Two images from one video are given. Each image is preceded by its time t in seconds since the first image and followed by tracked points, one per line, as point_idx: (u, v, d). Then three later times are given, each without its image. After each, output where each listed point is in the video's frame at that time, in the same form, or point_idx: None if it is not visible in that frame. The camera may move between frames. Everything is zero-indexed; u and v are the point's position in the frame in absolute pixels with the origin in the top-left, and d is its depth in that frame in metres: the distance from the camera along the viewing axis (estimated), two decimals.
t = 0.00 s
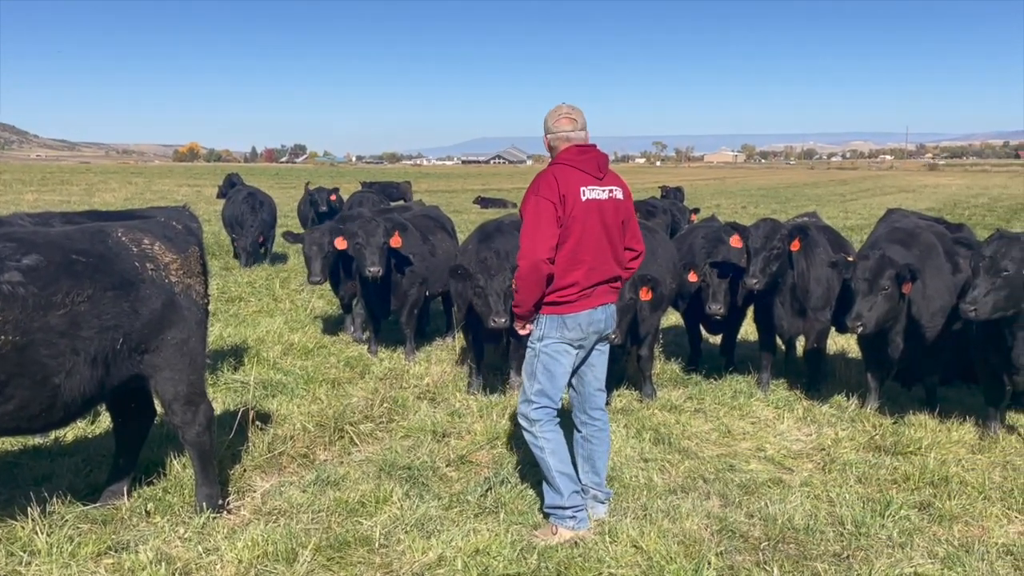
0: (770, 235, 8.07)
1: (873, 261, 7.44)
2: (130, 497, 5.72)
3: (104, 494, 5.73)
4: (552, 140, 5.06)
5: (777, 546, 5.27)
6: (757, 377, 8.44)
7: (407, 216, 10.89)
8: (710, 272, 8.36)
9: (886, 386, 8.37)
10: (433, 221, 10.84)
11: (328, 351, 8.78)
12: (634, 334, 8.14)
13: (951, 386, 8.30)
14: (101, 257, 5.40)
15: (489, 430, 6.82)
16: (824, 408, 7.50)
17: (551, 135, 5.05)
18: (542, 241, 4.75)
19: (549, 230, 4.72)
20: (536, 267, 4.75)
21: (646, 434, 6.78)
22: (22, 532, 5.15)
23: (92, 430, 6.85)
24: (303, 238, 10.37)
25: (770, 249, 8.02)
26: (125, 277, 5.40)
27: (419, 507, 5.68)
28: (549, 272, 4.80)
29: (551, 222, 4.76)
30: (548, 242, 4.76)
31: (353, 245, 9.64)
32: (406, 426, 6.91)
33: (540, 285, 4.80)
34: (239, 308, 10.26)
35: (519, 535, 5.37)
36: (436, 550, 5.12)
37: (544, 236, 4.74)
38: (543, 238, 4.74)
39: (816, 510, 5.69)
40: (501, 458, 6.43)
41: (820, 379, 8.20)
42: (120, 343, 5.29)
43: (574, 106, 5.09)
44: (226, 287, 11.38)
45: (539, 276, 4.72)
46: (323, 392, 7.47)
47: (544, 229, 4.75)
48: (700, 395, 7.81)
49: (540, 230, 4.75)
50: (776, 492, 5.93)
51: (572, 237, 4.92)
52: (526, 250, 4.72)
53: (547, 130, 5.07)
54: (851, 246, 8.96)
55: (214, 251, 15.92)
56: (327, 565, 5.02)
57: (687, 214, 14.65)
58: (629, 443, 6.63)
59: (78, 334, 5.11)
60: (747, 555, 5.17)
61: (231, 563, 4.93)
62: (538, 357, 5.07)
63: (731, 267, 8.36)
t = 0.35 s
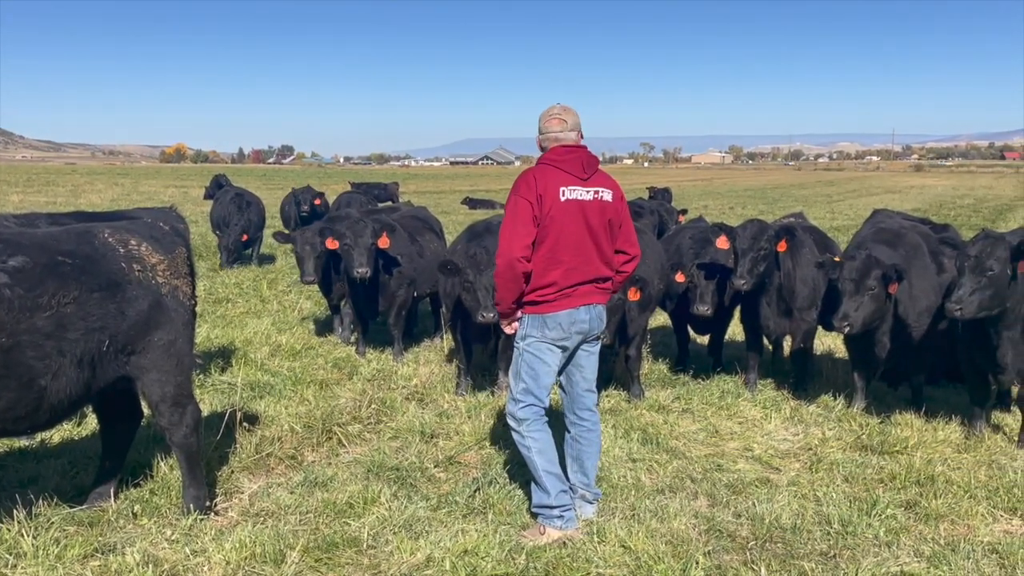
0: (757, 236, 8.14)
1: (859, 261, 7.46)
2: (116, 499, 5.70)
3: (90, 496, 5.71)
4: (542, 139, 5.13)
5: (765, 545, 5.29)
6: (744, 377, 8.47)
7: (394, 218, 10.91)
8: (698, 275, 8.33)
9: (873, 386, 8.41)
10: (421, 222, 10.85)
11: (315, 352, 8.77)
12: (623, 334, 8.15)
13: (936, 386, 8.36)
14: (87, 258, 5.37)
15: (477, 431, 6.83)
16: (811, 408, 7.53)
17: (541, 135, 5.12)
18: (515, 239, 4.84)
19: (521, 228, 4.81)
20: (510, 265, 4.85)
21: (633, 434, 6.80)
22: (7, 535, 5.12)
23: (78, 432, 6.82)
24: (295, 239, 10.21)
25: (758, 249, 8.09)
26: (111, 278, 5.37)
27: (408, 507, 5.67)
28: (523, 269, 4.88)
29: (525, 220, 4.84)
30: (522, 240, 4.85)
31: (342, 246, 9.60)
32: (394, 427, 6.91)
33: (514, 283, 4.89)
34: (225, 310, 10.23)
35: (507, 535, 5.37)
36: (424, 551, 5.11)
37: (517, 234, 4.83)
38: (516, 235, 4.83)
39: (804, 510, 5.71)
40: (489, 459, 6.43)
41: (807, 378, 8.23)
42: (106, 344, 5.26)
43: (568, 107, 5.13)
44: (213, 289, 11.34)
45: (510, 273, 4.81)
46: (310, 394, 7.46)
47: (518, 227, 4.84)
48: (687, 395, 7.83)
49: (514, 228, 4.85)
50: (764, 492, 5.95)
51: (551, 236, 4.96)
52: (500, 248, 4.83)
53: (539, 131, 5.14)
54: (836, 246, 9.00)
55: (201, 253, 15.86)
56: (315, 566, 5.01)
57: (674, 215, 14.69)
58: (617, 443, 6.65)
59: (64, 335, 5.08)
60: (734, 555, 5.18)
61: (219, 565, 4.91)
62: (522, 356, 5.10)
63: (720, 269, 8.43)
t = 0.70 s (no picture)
0: (747, 236, 8.12)
1: (848, 261, 7.47)
2: (106, 501, 5.69)
3: (79, 497, 5.70)
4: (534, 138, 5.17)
5: (755, 544, 5.31)
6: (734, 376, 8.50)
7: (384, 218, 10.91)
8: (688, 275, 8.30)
9: (863, 386, 8.44)
10: (411, 222, 10.86)
11: (306, 353, 8.77)
12: (613, 334, 8.17)
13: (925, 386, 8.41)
14: (76, 259, 5.35)
15: (467, 432, 6.84)
16: (800, 407, 7.56)
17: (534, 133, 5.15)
18: (494, 237, 4.95)
19: (499, 226, 4.91)
20: (488, 262, 4.96)
21: (624, 434, 6.82)
22: None
23: (67, 433, 6.80)
24: (288, 238, 10.05)
25: (748, 250, 8.06)
26: (101, 279, 5.35)
27: (399, 508, 5.67)
28: (501, 267, 4.98)
29: (503, 218, 4.94)
30: (500, 238, 4.95)
31: (333, 247, 9.59)
32: (385, 428, 6.91)
33: (493, 279, 4.99)
34: (215, 310, 10.21)
35: (498, 536, 5.37)
36: (415, 551, 5.11)
37: (495, 231, 4.94)
38: (494, 233, 4.94)
39: (793, 509, 5.73)
40: (480, 459, 6.44)
41: (797, 378, 8.27)
42: (96, 346, 5.23)
43: (563, 108, 5.12)
44: (203, 289, 11.32)
45: (486, 270, 4.93)
46: (301, 395, 7.46)
47: (496, 225, 4.94)
48: (678, 395, 7.86)
49: (493, 226, 4.96)
50: (754, 491, 5.97)
51: (532, 235, 5.02)
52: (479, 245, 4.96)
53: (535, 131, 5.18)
54: (825, 246, 9.03)
55: (190, 254, 15.82)
56: (305, 567, 5.00)
57: (664, 215, 14.71)
58: (607, 443, 6.66)
59: (53, 336, 5.07)
60: (725, 554, 5.20)
61: (209, 566, 4.90)
62: (509, 354, 5.14)
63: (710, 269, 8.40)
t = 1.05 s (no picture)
0: (736, 235, 8.18)
1: (837, 260, 7.50)
2: (96, 502, 5.67)
3: (69, 499, 5.68)
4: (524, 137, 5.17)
5: (744, 543, 5.32)
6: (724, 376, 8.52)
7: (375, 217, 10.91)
8: (678, 275, 8.36)
9: (853, 385, 8.48)
10: (402, 222, 10.86)
11: (296, 353, 8.76)
12: (604, 334, 8.19)
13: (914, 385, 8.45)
14: (65, 259, 5.33)
15: (458, 432, 6.84)
16: (790, 406, 7.58)
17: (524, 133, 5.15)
18: (480, 235, 4.99)
19: (484, 224, 4.95)
20: (474, 260, 5.01)
21: (614, 434, 6.83)
22: None
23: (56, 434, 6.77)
24: (279, 239, 10.06)
25: (737, 249, 8.14)
26: (90, 279, 5.32)
27: (389, 508, 5.67)
28: (487, 266, 5.01)
29: (488, 217, 4.97)
30: (485, 236, 4.98)
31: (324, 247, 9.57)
32: (375, 428, 6.91)
33: (479, 278, 5.02)
34: (205, 310, 10.19)
35: (489, 536, 5.37)
36: (406, 552, 5.11)
37: (480, 230, 4.98)
38: (479, 232, 4.98)
39: (783, 507, 5.75)
40: (471, 459, 6.44)
41: (787, 378, 8.30)
42: (85, 347, 5.21)
43: (553, 107, 5.13)
44: (193, 289, 11.30)
45: (472, 268, 4.96)
46: (291, 395, 7.45)
47: (482, 224, 4.98)
48: (668, 394, 7.88)
49: (479, 225, 5.00)
50: (743, 490, 5.99)
51: (518, 234, 5.03)
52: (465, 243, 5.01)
53: (525, 130, 5.19)
54: (815, 246, 9.04)
55: (182, 253, 15.78)
56: (296, 568, 4.99)
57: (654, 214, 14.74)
58: (598, 443, 6.67)
59: (41, 337, 5.04)
60: (715, 553, 5.21)
61: (199, 567, 4.89)
62: (500, 354, 5.15)
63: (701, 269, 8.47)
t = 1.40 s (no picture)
0: (722, 234, 8.17)
1: (822, 259, 7.52)
2: (80, 503, 5.64)
3: (53, 500, 5.64)
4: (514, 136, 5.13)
5: (731, 541, 5.33)
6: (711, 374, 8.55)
7: (361, 216, 10.89)
8: (664, 274, 8.35)
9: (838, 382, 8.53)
10: (388, 220, 10.85)
11: (282, 353, 8.73)
12: (591, 333, 8.20)
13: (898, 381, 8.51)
14: (48, 259, 5.29)
15: (445, 430, 6.84)
16: (775, 403, 7.61)
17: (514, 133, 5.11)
18: (473, 234, 4.93)
19: (478, 224, 4.89)
20: (467, 259, 4.94)
21: (601, 432, 6.84)
22: None
23: (39, 434, 6.73)
24: (266, 238, 10.04)
25: (723, 248, 8.12)
26: (74, 279, 5.29)
27: (376, 508, 5.66)
28: (480, 265, 4.96)
29: (483, 215, 4.91)
30: (479, 235, 4.92)
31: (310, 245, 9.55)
32: (362, 427, 6.90)
33: (472, 277, 4.97)
34: (191, 310, 10.14)
35: (476, 535, 5.37)
36: (393, 551, 5.10)
37: (474, 229, 4.92)
38: (473, 231, 4.91)
39: (769, 505, 5.77)
40: (458, 458, 6.44)
41: (773, 375, 8.34)
42: (69, 347, 5.16)
43: (541, 106, 5.11)
44: (178, 289, 11.25)
45: (465, 267, 4.90)
46: (277, 394, 7.43)
47: (476, 223, 4.93)
48: (655, 392, 7.90)
49: (472, 223, 4.94)
50: (729, 488, 6.01)
51: (511, 233, 5.00)
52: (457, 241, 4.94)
53: (513, 127, 5.15)
54: (800, 245, 9.08)
55: (169, 252, 15.71)
56: (282, 568, 4.98)
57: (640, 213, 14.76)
58: (584, 441, 6.69)
59: (24, 337, 5.00)
60: (701, 551, 5.23)
61: (184, 568, 4.87)
62: (489, 353, 5.14)
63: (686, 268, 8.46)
